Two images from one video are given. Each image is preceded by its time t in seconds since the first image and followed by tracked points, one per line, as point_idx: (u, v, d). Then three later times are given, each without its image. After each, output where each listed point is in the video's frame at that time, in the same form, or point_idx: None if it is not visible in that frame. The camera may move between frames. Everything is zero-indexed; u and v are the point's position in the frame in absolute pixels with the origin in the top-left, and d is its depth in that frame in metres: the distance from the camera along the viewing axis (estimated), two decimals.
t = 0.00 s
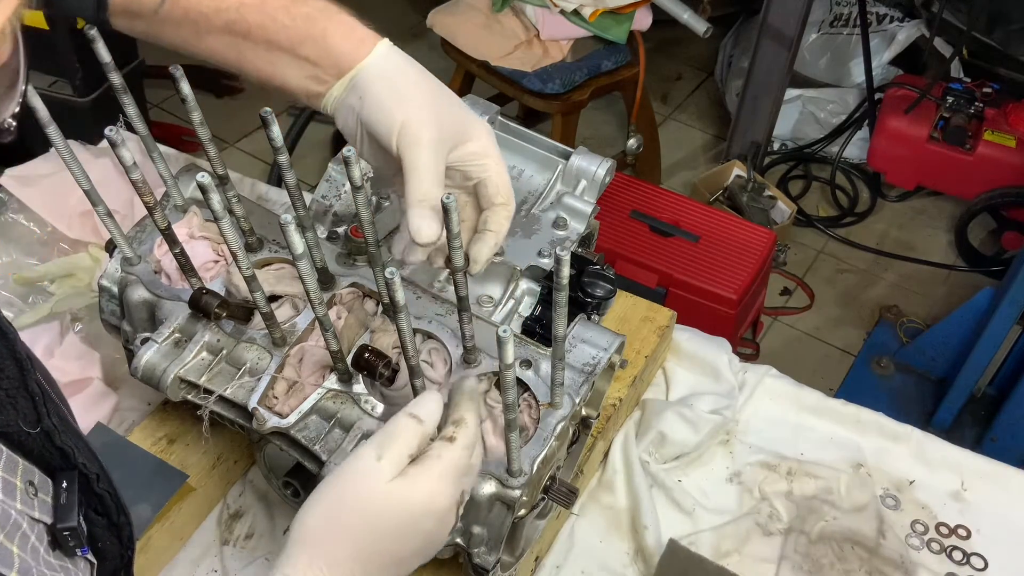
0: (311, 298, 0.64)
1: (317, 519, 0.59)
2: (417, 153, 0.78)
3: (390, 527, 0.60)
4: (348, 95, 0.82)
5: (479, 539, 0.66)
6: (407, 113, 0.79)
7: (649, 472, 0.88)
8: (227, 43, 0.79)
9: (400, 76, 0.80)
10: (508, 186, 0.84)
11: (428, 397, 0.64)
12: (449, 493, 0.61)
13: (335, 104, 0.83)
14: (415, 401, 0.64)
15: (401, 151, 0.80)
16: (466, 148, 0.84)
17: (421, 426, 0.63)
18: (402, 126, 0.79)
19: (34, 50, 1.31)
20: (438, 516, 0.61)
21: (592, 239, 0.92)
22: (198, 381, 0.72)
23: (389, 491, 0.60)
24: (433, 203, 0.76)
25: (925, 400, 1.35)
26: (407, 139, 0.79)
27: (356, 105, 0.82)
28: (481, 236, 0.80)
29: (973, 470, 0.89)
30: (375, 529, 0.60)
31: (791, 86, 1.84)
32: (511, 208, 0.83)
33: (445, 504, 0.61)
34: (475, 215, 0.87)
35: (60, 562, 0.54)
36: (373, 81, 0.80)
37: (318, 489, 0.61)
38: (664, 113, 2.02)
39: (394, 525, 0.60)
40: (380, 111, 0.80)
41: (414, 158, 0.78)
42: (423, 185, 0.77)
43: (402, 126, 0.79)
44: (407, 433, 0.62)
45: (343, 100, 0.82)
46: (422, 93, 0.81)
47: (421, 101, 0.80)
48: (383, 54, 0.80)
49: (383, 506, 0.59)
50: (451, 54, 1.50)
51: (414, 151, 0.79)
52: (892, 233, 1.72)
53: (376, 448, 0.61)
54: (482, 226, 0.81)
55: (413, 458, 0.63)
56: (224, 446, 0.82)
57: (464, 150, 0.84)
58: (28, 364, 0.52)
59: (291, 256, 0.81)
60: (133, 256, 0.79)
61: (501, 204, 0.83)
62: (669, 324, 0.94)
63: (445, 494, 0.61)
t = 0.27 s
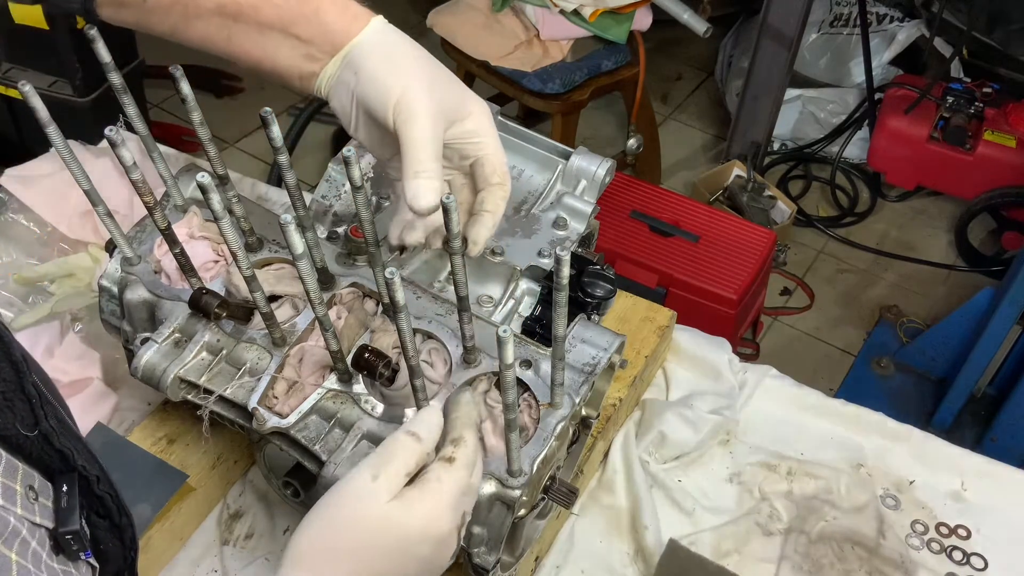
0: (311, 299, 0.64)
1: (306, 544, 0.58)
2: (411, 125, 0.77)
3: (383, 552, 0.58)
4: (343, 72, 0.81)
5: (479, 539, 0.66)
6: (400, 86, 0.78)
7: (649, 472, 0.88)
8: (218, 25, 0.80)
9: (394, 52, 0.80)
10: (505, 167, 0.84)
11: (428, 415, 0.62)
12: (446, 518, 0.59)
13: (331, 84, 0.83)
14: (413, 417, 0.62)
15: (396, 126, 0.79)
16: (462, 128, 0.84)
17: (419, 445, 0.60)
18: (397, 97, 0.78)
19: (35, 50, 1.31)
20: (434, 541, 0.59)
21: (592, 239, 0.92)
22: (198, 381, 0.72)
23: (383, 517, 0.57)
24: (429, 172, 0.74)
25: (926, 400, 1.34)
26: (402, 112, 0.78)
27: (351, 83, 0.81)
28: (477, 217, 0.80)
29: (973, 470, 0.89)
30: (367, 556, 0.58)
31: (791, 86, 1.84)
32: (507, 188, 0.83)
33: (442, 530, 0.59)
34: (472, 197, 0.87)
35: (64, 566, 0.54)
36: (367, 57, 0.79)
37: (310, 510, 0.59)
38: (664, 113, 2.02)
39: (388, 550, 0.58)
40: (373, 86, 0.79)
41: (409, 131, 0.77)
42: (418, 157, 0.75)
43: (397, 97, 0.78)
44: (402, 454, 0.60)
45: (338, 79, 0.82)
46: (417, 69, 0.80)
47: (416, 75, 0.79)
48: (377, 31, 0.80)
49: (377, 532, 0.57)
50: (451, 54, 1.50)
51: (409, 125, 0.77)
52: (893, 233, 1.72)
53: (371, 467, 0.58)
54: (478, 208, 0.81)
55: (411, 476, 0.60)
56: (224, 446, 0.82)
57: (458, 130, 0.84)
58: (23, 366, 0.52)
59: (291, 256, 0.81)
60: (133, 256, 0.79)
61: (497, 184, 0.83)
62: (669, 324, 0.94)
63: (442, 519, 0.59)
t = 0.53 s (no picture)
0: (311, 299, 0.64)
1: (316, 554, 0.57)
2: (412, 108, 0.74)
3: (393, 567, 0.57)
4: (339, 58, 0.79)
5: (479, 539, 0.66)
6: (398, 70, 0.76)
7: (649, 472, 0.88)
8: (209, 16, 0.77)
9: (391, 35, 0.77)
10: (502, 157, 0.82)
11: (447, 424, 0.60)
12: (458, 536, 0.58)
13: (327, 71, 0.81)
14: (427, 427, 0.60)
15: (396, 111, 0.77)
16: (462, 113, 0.82)
17: (433, 459, 0.58)
18: (394, 83, 0.76)
19: (35, 50, 1.31)
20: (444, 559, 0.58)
21: (592, 239, 0.92)
22: (198, 381, 0.72)
23: (392, 534, 0.56)
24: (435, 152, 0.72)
25: (926, 400, 1.34)
26: (401, 97, 0.75)
27: (347, 68, 0.79)
28: (476, 208, 0.79)
29: (973, 470, 0.89)
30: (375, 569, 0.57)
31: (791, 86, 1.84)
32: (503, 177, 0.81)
33: (453, 549, 0.58)
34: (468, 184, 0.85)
35: (71, 569, 0.54)
36: (363, 41, 0.77)
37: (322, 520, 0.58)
38: (664, 113, 2.02)
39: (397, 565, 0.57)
40: (371, 71, 0.77)
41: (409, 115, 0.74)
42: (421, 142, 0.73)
43: (394, 82, 0.76)
44: (415, 468, 0.58)
45: (334, 65, 0.80)
46: (416, 52, 0.77)
47: (414, 60, 0.77)
48: (372, 14, 0.78)
49: (384, 548, 0.56)
50: (451, 54, 1.50)
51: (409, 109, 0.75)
52: (892, 233, 1.72)
53: (381, 478, 0.57)
54: (476, 197, 0.80)
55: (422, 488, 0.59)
56: (224, 446, 0.82)
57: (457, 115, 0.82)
58: (24, 369, 0.53)
59: (291, 256, 0.81)
60: (133, 256, 0.79)
61: (494, 173, 0.81)
62: (669, 324, 0.94)
63: (452, 537, 0.58)
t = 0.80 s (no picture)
0: (311, 299, 0.64)
1: (326, 558, 0.57)
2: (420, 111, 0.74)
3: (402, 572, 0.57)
4: (339, 59, 0.77)
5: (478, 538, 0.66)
6: (403, 72, 0.75)
7: (649, 472, 0.88)
8: (206, 15, 0.75)
9: (393, 36, 0.76)
10: (502, 156, 0.81)
11: (458, 429, 0.60)
12: (469, 543, 0.58)
13: (325, 71, 0.79)
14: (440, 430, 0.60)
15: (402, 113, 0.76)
16: (463, 112, 0.82)
17: (445, 465, 0.59)
18: (401, 84, 0.75)
19: (35, 50, 1.31)
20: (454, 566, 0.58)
21: (592, 239, 0.92)
22: (198, 381, 0.72)
23: (401, 540, 0.56)
24: (451, 158, 0.71)
25: (926, 400, 1.34)
26: (408, 100, 0.74)
27: (348, 68, 0.77)
28: (476, 207, 0.79)
29: (973, 470, 0.89)
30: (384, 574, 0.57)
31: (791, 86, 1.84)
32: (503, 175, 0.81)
33: (464, 556, 0.58)
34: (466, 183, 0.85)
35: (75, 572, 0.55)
36: (364, 41, 0.75)
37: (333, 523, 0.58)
38: (664, 113, 2.02)
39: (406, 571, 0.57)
40: (374, 73, 0.75)
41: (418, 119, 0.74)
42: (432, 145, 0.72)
43: (400, 84, 0.75)
44: (427, 472, 0.58)
45: (334, 65, 0.78)
46: (419, 53, 0.76)
47: (419, 60, 0.76)
48: (372, 13, 0.76)
49: (394, 553, 0.56)
50: (450, 54, 1.50)
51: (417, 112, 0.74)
52: (892, 233, 1.72)
53: (393, 483, 0.57)
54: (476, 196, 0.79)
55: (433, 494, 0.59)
56: (224, 446, 0.82)
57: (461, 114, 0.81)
58: (23, 374, 0.53)
59: (291, 255, 0.81)
60: (133, 256, 0.79)
61: (494, 171, 0.80)
62: (669, 324, 0.94)
63: (463, 545, 0.57)
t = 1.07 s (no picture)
0: (311, 299, 0.64)
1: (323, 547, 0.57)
2: (418, 107, 0.74)
3: (398, 561, 0.57)
4: (336, 53, 0.77)
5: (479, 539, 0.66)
6: (402, 67, 0.75)
7: (649, 472, 0.88)
8: (200, 8, 0.74)
9: (391, 30, 0.76)
10: (500, 146, 0.81)
11: (452, 409, 0.59)
12: (464, 531, 0.57)
13: (321, 64, 0.78)
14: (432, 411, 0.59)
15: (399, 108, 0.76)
16: (461, 103, 0.81)
17: (440, 450, 0.58)
18: (398, 79, 0.75)
19: (35, 50, 1.31)
20: (451, 556, 0.57)
21: (592, 239, 0.92)
22: (198, 381, 0.72)
23: (395, 528, 0.55)
24: (450, 154, 0.71)
25: (926, 400, 1.34)
26: (405, 95, 0.74)
27: (345, 63, 0.77)
28: (474, 197, 0.79)
29: (973, 470, 0.89)
30: (381, 564, 0.57)
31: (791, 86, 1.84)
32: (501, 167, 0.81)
33: (459, 545, 0.57)
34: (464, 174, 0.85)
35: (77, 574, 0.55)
36: (361, 35, 0.75)
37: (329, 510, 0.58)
38: (664, 113, 2.02)
39: (402, 559, 0.57)
40: (371, 66, 0.75)
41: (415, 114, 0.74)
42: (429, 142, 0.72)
43: (398, 79, 0.75)
44: (421, 458, 0.57)
45: (330, 59, 0.78)
46: (417, 48, 0.76)
47: (416, 54, 0.76)
48: (369, 8, 0.76)
49: (390, 542, 0.56)
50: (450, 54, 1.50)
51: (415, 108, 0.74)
52: (892, 233, 1.72)
53: (386, 468, 0.56)
54: (475, 186, 0.79)
55: (430, 479, 0.58)
56: (224, 446, 0.82)
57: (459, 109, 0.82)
58: (21, 376, 0.53)
59: (291, 256, 0.81)
60: (133, 256, 0.79)
61: (492, 161, 0.80)
62: (669, 324, 0.94)
63: (460, 530, 0.57)
